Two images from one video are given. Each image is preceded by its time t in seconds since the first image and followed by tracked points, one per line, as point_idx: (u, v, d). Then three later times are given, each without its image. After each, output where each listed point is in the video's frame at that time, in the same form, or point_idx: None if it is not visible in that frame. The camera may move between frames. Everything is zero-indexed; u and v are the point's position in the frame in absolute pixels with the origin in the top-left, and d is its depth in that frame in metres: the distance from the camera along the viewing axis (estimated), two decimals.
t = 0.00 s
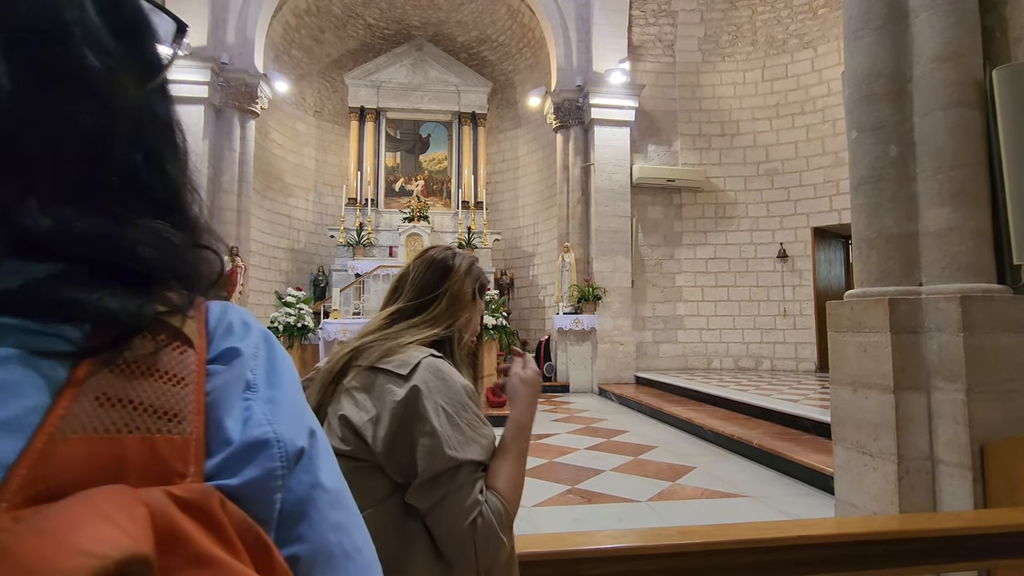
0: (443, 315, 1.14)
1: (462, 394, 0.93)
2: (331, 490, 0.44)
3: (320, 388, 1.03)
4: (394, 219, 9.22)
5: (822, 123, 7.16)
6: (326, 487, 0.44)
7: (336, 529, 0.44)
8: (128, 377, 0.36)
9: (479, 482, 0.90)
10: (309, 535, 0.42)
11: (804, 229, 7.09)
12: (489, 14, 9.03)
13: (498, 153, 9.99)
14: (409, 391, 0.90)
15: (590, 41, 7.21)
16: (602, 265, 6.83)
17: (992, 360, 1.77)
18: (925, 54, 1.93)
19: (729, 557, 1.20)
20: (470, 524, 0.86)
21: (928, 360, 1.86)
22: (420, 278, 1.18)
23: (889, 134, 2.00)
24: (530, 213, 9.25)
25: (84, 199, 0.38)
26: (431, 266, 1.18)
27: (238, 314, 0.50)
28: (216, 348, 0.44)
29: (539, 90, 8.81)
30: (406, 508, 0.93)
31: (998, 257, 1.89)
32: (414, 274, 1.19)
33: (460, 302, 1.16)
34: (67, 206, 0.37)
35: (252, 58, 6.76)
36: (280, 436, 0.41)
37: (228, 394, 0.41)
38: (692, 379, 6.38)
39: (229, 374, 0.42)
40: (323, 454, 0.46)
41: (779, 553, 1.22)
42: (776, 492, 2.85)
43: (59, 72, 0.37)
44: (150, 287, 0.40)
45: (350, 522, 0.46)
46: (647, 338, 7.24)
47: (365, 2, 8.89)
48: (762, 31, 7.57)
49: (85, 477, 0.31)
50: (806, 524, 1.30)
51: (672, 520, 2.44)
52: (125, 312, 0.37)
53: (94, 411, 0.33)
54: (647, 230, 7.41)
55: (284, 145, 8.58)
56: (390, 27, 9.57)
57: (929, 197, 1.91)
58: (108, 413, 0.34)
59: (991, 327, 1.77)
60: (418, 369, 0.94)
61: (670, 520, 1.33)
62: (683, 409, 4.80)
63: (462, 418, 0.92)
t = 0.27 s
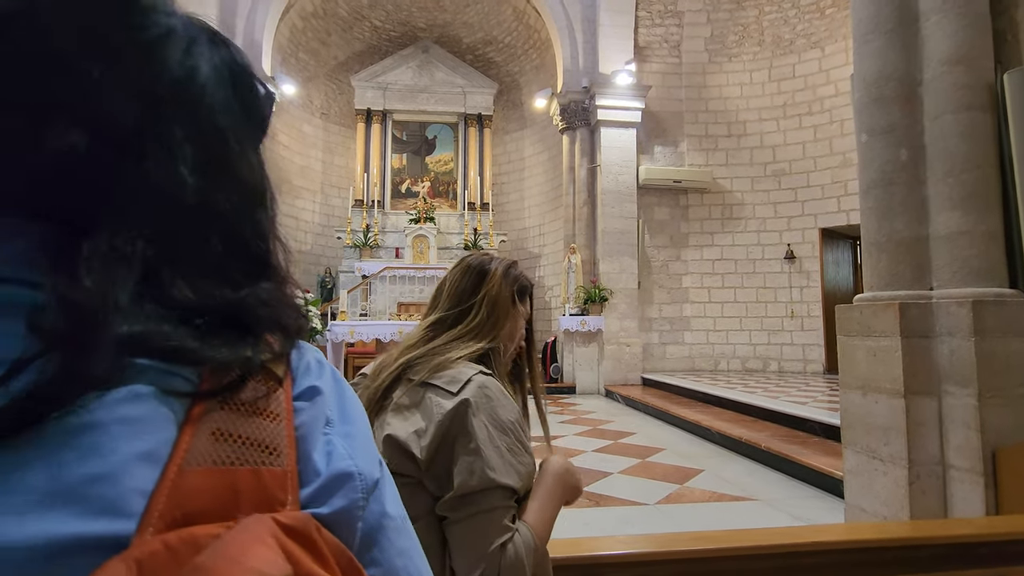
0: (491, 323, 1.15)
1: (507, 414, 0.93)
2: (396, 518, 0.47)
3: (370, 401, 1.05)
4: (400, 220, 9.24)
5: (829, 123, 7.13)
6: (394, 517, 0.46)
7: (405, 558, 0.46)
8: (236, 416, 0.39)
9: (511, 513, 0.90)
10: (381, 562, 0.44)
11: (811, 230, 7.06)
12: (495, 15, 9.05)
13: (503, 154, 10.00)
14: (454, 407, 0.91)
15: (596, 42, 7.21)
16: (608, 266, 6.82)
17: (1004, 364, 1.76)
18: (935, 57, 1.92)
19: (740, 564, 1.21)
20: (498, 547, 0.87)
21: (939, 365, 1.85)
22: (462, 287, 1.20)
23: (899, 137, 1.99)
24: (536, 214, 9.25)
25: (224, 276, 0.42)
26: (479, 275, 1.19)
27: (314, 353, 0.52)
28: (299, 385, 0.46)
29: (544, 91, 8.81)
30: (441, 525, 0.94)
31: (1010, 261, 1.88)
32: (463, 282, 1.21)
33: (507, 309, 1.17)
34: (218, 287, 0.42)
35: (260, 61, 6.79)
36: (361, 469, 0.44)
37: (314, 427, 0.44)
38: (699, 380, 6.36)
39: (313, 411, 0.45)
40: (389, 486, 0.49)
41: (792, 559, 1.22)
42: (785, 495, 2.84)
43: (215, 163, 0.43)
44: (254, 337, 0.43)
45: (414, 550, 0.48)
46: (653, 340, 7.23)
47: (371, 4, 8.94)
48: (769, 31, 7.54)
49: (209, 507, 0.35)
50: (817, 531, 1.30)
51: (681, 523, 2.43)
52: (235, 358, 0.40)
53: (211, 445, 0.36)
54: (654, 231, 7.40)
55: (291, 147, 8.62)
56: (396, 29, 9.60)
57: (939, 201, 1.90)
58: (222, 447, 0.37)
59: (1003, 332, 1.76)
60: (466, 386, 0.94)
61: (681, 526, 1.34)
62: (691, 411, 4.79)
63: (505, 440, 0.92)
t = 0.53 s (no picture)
0: (514, 329, 1.15)
1: (528, 419, 0.93)
2: (435, 556, 0.47)
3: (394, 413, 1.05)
4: (408, 222, 9.26)
5: (840, 123, 7.07)
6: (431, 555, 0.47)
7: None
8: (292, 453, 0.40)
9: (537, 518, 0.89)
10: None
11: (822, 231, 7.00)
12: (503, 17, 9.05)
13: (511, 155, 9.99)
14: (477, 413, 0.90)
15: (604, 42, 7.18)
16: (616, 268, 6.80)
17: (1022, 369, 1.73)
18: (951, 57, 1.90)
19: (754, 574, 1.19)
20: (526, 555, 0.86)
21: (956, 370, 1.82)
22: (479, 295, 1.20)
23: (914, 139, 1.96)
24: (544, 216, 9.24)
25: (280, 315, 0.44)
26: (497, 283, 1.19)
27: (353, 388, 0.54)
28: (344, 422, 0.48)
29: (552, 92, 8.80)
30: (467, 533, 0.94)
31: None
32: (481, 290, 1.20)
33: (526, 316, 1.16)
34: (274, 324, 0.43)
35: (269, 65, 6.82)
36: (405, 508, 0.45)
37: (360, 464, 0.45)
38: (708, 383, 6.32)
39: (358, 448, 0.46)
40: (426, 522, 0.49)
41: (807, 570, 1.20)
42: (798, 500, 2.81)
43: (280, 211, 0.45)
44: (307, 369, 0.45)
45: None
46: (662, 342, 7.19)
47: (379, 7, 8.98)
48: (778, 30, 7.48)
49: (269, 548, 0.36)
50: (833, 540, 1.28)
51: (692, 528, 2.41)
52: (289, 399, 0.41)
53: (269, 484, 0.37)
54: (662, 232, 7.37)
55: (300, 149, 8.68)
56: (404, 32, 9.63)
57: (956, 203, 1.87)
58: (278, 486, 0.38)
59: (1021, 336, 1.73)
60: (486, 393, 0.94)
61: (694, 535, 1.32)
62: (700, 414, 4.76)
63: (528, 444, 0.92)
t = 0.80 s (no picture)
0: (534, 346, 1.18)
1: (551, 429, 1.00)
2: None
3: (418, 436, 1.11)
4: (415, 225, 9.28)
5: (849, 125, 7.02)
6: None
7: None
8: (307, 506, 0.41)
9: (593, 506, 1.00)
10: None
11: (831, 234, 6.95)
12: (510, 20, 9.07)
13: (518, 158, 9.99)
14: (506, 440, 0.96)
15: (611, 45, 7.16)
16: (623, 271, 6.78)
17: None
18: (962, 62, 1.88)
19: None
20: (603, 540, 0.97)
21: (967, 379, 1.80)
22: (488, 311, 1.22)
23: (924, 144, 1.94)
24: (550, 219, 9.23)
25: (298, 365, 0.45)
26: (515, 300, 1.19)
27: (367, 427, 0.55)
28: (358, 468, 0.48)
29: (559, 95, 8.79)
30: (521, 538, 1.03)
31: None
32: (497, 307, 1.20)
33: (537, 328, 1.18)
34: (292, 374, 0.44)
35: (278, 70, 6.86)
36: (415, 557, 0.46)
37: (371, 511, 0.45)
38: (716, 387, 6.28)
39: (370, 495, 0.47)
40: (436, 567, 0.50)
41: None
42: (807, 508, 2.78)
43: (297, 261, 0.46)
44: (325, 414, 0.44)
45: None
46: (669, 345, 7.15)
47: (386, 12, 9.02)
48: (787, 32, 7.44)
49: None
50: (842, 554, 1.26)
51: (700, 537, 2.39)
52: (306, 453, 0.41)
53: (286, 538, 0.39)
54: (670, 235, 7.33)
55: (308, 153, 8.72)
56: (411, 36, 9.67)
57: (968, 210, 1.85)
58: (296, 540, 0.39)
59: None
60: (508, 413, 0.99)
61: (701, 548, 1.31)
62: (708, 419, 4.73)
63: (557, 452, 0.99)
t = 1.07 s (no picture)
0: (579, 358, 1.21)
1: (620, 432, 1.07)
2: None
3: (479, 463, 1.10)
4: (421, 230, 9.29)
5: (857, 128, 6.98)
6: None
7: None
8: (335, 543, 0.42)
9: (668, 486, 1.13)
10: None
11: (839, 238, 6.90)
12: (515, 25, 9.11)
13: (524, 163, 10.00)
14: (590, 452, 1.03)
15: (617, 49, 7.16)
16: (630, 275, 6.76)
17: None
18: (972, 69, 1.86)
19: None
20: (681, 510, 1.12)
21: (980, 388, 1.78)
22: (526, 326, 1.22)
23: (934, 151, 1.93)
24: (557, 223, 9.22)
25: (321, 401, 0.48)
26: (555, 314, 1.21)
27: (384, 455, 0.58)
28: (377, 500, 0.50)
29: (565, 100, 8.79)
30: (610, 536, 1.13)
31: None
32: (541, 322, 1.20)
33: (576, 339, 1.22)
34: (313, 408, 0.47)
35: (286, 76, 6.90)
36: None
37: (393, 544, 0.47)
38: (723, 392, 6.24)
39: (391, 527, 0.48)
40: None
41: None
42: (817, 517, 2.75)
43: (320, 296, 0.49)
44: (348, 447, 0.47)
45: None
46: (676, 350, 7.11)
47: (393, 17, 9.07)
48: (793, 36, 7.42)
49: None
50: (854, 568, 1.25)
51: (709, 546, 2.37)
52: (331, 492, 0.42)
53: None
54: (677, 239, 7.31)
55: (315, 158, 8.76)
56: (417, 42, 9.72)
57: (979, 217, 1.83)
58: None
59: None
60: (584, 427, 1.04)
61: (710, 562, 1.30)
62: (716, 425, 4.70)
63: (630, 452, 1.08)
